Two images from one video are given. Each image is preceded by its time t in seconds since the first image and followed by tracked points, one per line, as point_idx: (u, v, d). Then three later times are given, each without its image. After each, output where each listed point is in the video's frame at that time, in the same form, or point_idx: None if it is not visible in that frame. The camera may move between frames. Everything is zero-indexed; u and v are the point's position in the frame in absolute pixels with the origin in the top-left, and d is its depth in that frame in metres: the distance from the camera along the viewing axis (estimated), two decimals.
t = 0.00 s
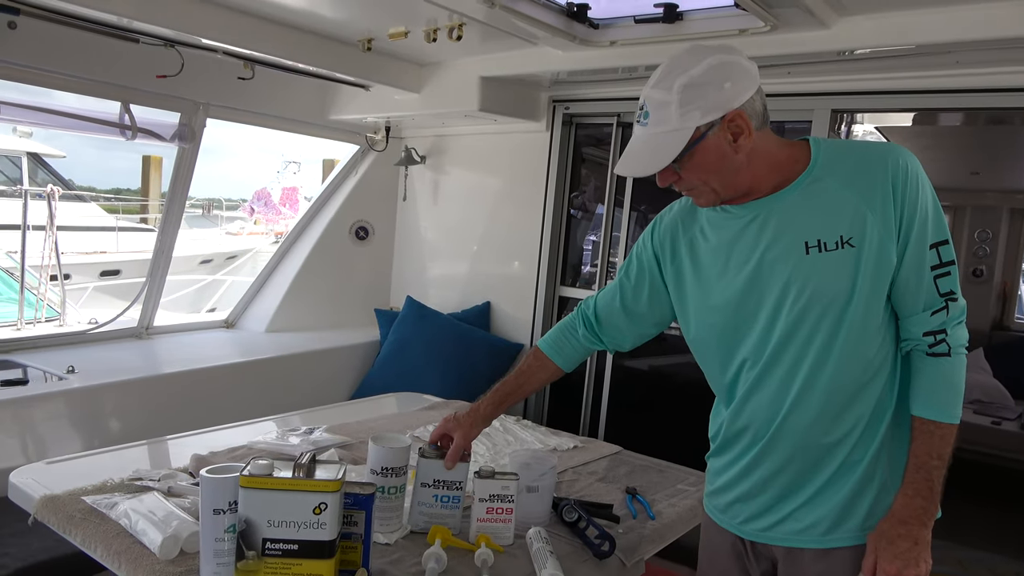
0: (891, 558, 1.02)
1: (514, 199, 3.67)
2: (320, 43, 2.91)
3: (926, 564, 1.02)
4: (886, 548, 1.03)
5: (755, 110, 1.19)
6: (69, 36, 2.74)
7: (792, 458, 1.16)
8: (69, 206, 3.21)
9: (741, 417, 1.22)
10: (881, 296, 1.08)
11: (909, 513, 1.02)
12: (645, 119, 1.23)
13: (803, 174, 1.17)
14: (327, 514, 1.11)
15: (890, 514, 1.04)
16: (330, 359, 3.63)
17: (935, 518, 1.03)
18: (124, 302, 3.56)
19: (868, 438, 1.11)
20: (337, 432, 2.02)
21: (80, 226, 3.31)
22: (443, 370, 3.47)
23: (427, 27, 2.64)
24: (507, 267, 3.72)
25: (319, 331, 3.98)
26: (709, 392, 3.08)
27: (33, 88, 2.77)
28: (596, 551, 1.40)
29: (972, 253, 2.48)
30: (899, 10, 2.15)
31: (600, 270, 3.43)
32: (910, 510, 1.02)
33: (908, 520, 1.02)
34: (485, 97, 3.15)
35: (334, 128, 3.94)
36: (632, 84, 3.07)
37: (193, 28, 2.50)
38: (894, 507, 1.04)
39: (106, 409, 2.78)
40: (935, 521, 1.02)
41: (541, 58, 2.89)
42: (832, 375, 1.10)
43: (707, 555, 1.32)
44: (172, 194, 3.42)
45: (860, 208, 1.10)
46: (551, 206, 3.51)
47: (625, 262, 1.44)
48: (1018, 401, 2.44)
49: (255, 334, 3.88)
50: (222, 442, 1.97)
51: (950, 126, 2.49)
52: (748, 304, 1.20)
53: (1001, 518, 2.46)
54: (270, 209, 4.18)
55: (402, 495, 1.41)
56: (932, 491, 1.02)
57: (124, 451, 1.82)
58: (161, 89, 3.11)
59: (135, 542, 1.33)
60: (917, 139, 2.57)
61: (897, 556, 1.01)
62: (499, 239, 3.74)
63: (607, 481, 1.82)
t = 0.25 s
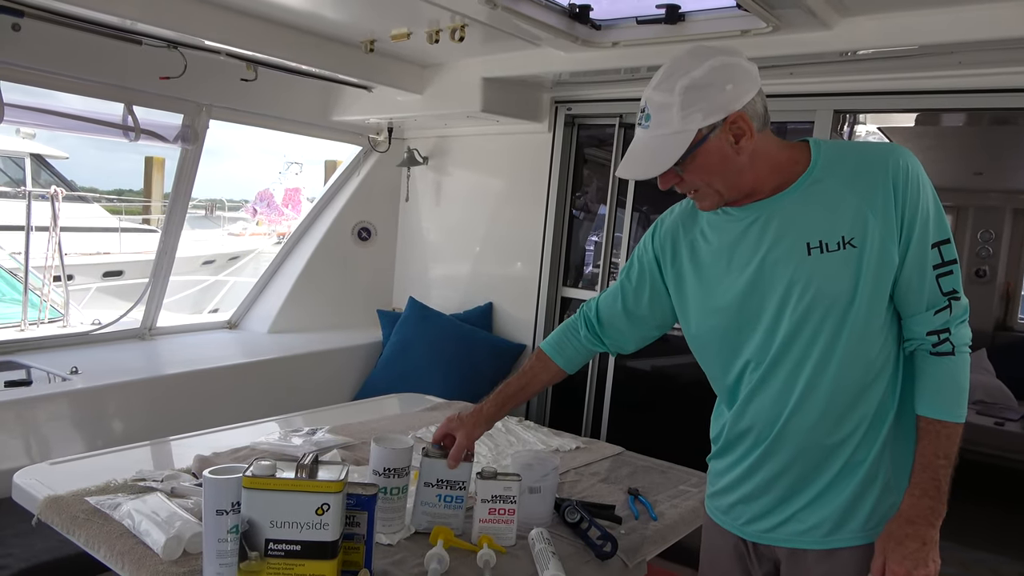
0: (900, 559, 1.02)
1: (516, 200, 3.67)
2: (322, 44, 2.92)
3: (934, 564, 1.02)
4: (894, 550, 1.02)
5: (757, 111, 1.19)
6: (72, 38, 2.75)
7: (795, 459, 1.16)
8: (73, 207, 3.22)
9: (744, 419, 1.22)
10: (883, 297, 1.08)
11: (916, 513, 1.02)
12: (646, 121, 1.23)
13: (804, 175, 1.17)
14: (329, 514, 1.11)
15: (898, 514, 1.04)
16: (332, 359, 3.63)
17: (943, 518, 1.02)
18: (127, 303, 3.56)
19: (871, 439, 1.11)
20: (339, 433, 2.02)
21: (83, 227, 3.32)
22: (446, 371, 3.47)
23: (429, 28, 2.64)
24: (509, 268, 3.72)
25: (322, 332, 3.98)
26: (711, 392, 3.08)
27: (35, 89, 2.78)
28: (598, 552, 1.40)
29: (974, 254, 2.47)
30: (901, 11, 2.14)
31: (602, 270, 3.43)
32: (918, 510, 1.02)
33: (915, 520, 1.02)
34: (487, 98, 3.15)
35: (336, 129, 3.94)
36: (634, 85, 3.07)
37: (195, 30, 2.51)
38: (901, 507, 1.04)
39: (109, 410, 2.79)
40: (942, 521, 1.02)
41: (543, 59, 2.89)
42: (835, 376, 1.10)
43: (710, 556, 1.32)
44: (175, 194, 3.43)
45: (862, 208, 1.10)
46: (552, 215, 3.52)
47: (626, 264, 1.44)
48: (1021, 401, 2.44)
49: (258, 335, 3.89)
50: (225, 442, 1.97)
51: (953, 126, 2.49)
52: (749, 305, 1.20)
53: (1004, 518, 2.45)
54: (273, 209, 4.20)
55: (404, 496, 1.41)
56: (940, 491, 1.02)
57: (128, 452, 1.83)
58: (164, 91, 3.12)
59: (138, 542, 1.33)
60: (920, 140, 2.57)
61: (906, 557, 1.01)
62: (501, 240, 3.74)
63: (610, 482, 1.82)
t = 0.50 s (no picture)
0: (901, 559, 1.02)
1: (518, 201, 3.67)
2: (323, 45, 2.92)
3: (936, 565, 1.02)
4: (895, 550, 1.02)
5: (752, 113, 1.18)
6: (72, 40, 2.75)
7: (794, 460, 1.16)
8: (74, 208, 3.22)
9: (743, 420, 1.22)
10: (881, 297, 1.08)
11: (917, 514, 1.02)
12: (642, 125, 1.23)
13: (801, 177, 1.17)
14: (331, 515, 1.11)
15: (898, 515, 1.04)
16: (334, 360, 3.63)
17: (943, 518, 1.02)
18: (129, 304, 3.56)
19: (870, 439, 1.11)
20: (340, 434, 2.02)
21: (85, 228, 3.32)
22: (447, 372, 3.47)
23: (430, 29, 2.64)
24: (510, 269, 3.72)
25: (324, 333, 3.99)
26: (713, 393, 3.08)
27: (36, 91, 2.78)
28: (600, 553, 1.40)
29: (976, 254, 2.47)
30: (902, 12, 2.14)
31: (603, 271, 3.43)
32: (919, 511, 1.01)
33: (916, 520, 1.01)
34: (488, 99, 3.15)
35: (338, 130, 3.95)
36: (635, 86, 3.07)
37: (197, 31, 2.51)
38: (902, 508, 1.03)
39: (110, 411, 2.79)
40: (943, 521, 1.02)
41: (544, 60, 2.89)
42: (833, 377, 1.10)
43: (711, 557, 1.32)
44: (177, 195, 3.44)
45: (859, 208, 1.10)
46: (551, 230, 3.53)
47: (625, 266, 1.44)
48: None
49: (259, 336, 3.89)
50: (226, 443, 1.97)
51: (954, 127, 2.49)
52: (748, 307, 1.20)
53: (1006, 519, 2.45)
54: (274, 211, 4.14)
55: (405, 497, 1.41)
56: (940, 491, 1.02)
57: (129, 453, 1.83)
58: (165, 92, 3.12)
59: (139, 543, 1.33)
60: (921, 141, 2.57)
61: (906, 557, 1.01)
62: (502, 240, 3.74)
63: (611, 482, 1.82)
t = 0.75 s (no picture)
0: (892, 558, 1.00)
1: (518, 200, 3.67)
2: (323, 45, 2.92)
3: (928, 564, 1.00)
4: (886, 548, 1.01)
5: (751, 109, 1.18)
6: (71, 39, 2.75)
7: (792, 458, 1.15)
8: (74, 208, 3.22)
9: (741, 417, 1.22)
10: (879, 295, 1.08)
11: (909, 512, 1.01)
12: (641, 121, 1.23)
13: (799, 173, 1.16)
14: (330, 514, 1.11)
15: (891, 513, 1.03)
16: (334, 360, 3.63)
17: (936, 517, 1.02)
18: (129, 303, 3.56)
19: (868, 437, 1.11)
20: (340, 433, 2.02)
21: (84, 228, 3.32)
22: (447, 372, 3.47)
23: (430, 29, 2.64)
24: (510, 268, 3.72)
25: (324, 333, 3.98)
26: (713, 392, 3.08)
27: (35, 90, 2.78)
28: (600, 552, 1.40)
29: (976, 253, 2.47)
30: (902, 10, 2.14)
31: (604, 270, 3.42)
32: (911, 509, 1.01)
33: (908, 519, 1.01)
34: (488, 99, 3.15)
35: (337, 129, 3.94)
36: (636, 85, 3.06)
37: (197, 31, 2.51)
38: (895, 506, 1.03)
39: (111, 411, 2.79)
40: (936, 520, 1.01)
41: (543, 59, 2.89)
42: (831, 374, 1.10)
43: (709, 557, 1.31)
44: (177, 196, 3.44)
45: (858, 206, 1.10)
46: (551, 229, 3.53)
47: (625, 264, 1.43)
48: None
49: (259, 336, 3.89)
50: (225, 443, 1.97)
51: (954, 125, 2.49)
52: (746, 304, 1.20)
53: (1007, 519, 2.45)
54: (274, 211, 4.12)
55: (405, 496, 1.41)
56: (933, 489, 1.01)
57: (129, 453, 1.83)
58: (165, 91, 3.12)
59: (138, 543, 1.33)
60: (921, 140, 2.57)
61: (898, 556, 1.00)
62: (503, 240, 3.74)
63: (611, 482, 1.82)
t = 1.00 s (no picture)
0: (891, 554, 1.00)
1: (517, 198, 3.66)
2: (322, 43, 2.92)
3: (927, 563, 0.99)
4: (885, 545, 1.01)
5: (756, 105, 1.18)
6: (70, 38, 2.74)
7: (793, 455, 1.15)
8: (73, 208, 3.22)
9: (742, 414, 1.22)
10: (881, 292, 1.07)
11: (909, 510, 1.01)
12: (646, 118, 1.22)
13: (803, 170, 1.16)
14: (330, 513, 1.11)
15: (891, 511, 1.03)
16: (333, 359, 3.63)
17: (936, 515, 1.02)
18: (128, 303, 3.56)
19: (870, 435, 1.11)
20: (340, 432, 2.02)
21: (84, 228, 3.32)
22: (447, 370, 3.47)
23: (429, 27, 2.64)
24: (510, 266, 3.71)
25: (324, 332, 3.98)
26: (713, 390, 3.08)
27: (34, 89, 2.77)
28: (600, 551, 1.40)
29: (976, 250, 2.47)
30: (901, 7, 2.14)
31: (604, 269, 3.42)
32: (911, 506, 1.01)
33: (908, 516, 1.01)
34: (487, 97, 3.14)
35: (336, 128, 3.94)
36: (635, 83, 3.06)
37: (195, 29, 2.51)
38: (895, 503, 1.03)
39: (111, 411, 2.78)
40: (935, 518, 1.01)
41: (542, 57, 2.88)
42: (833, 371, 1.10)
43: (709, 555, 1.31)
44: (176, 195, 3.44)
45: (861, 203, 1.10)
46: (551, 223, 3.52)
47: (626, 260, 1.43)
48: None
49: (259, 335, 3.88)
50: (225, 442, 1.97)
51: (954, 123, 2.48)
52: (749, 301, 1.19)
53: (1007, 516, 2.45)
54: (273, 210, 4.15)
55: (405, 496, 1.41)
56: (933, 487, 1.01)
57: (128, 452, 1.83)
58: (164, 90, 3.11)
59: (138, 542, 1.33)
60: (920, 137, 2.57)
61: (897, 553, 0.99)
62: (503, 238, 3.73)
63: (611, 480, 1.82)
